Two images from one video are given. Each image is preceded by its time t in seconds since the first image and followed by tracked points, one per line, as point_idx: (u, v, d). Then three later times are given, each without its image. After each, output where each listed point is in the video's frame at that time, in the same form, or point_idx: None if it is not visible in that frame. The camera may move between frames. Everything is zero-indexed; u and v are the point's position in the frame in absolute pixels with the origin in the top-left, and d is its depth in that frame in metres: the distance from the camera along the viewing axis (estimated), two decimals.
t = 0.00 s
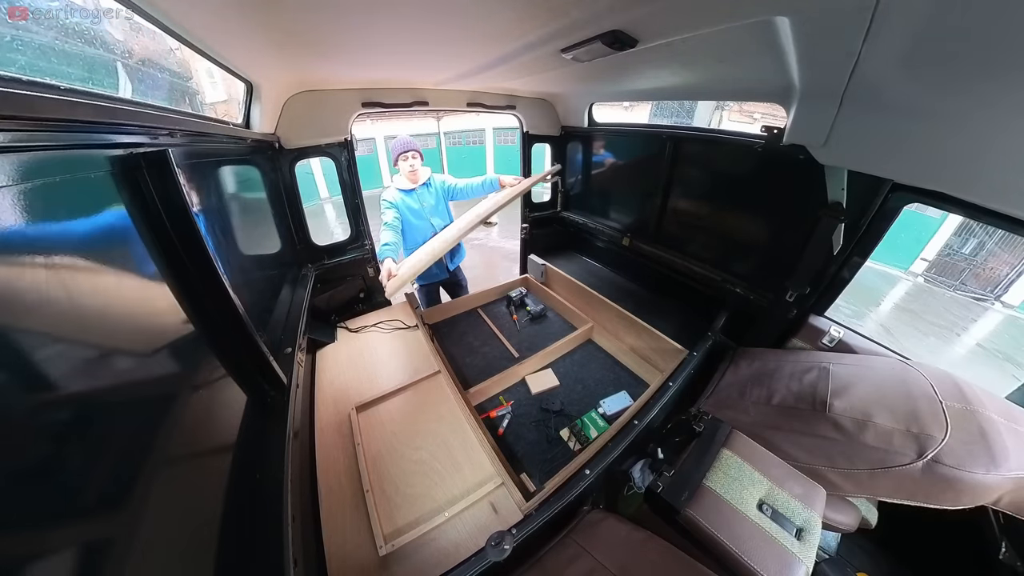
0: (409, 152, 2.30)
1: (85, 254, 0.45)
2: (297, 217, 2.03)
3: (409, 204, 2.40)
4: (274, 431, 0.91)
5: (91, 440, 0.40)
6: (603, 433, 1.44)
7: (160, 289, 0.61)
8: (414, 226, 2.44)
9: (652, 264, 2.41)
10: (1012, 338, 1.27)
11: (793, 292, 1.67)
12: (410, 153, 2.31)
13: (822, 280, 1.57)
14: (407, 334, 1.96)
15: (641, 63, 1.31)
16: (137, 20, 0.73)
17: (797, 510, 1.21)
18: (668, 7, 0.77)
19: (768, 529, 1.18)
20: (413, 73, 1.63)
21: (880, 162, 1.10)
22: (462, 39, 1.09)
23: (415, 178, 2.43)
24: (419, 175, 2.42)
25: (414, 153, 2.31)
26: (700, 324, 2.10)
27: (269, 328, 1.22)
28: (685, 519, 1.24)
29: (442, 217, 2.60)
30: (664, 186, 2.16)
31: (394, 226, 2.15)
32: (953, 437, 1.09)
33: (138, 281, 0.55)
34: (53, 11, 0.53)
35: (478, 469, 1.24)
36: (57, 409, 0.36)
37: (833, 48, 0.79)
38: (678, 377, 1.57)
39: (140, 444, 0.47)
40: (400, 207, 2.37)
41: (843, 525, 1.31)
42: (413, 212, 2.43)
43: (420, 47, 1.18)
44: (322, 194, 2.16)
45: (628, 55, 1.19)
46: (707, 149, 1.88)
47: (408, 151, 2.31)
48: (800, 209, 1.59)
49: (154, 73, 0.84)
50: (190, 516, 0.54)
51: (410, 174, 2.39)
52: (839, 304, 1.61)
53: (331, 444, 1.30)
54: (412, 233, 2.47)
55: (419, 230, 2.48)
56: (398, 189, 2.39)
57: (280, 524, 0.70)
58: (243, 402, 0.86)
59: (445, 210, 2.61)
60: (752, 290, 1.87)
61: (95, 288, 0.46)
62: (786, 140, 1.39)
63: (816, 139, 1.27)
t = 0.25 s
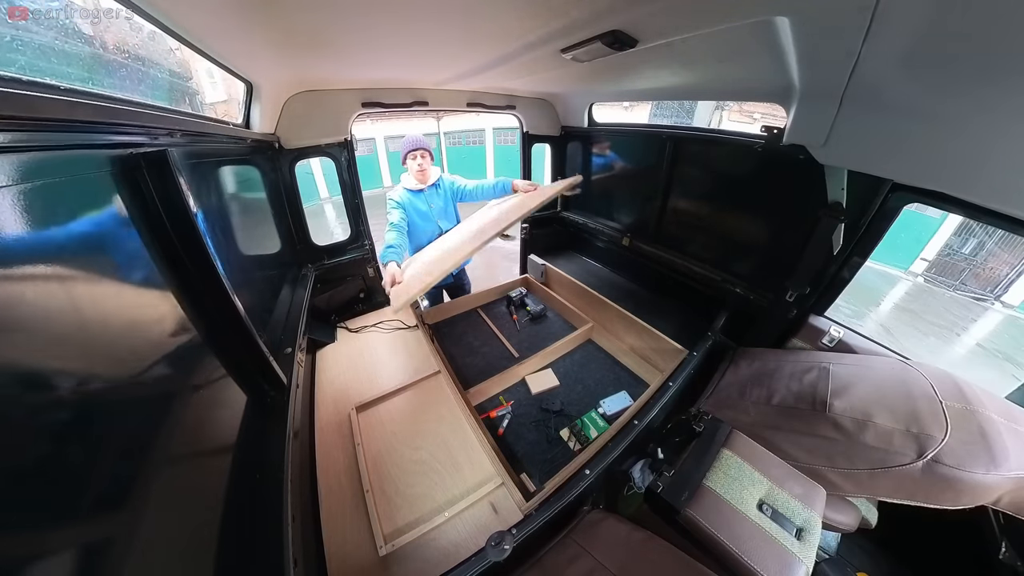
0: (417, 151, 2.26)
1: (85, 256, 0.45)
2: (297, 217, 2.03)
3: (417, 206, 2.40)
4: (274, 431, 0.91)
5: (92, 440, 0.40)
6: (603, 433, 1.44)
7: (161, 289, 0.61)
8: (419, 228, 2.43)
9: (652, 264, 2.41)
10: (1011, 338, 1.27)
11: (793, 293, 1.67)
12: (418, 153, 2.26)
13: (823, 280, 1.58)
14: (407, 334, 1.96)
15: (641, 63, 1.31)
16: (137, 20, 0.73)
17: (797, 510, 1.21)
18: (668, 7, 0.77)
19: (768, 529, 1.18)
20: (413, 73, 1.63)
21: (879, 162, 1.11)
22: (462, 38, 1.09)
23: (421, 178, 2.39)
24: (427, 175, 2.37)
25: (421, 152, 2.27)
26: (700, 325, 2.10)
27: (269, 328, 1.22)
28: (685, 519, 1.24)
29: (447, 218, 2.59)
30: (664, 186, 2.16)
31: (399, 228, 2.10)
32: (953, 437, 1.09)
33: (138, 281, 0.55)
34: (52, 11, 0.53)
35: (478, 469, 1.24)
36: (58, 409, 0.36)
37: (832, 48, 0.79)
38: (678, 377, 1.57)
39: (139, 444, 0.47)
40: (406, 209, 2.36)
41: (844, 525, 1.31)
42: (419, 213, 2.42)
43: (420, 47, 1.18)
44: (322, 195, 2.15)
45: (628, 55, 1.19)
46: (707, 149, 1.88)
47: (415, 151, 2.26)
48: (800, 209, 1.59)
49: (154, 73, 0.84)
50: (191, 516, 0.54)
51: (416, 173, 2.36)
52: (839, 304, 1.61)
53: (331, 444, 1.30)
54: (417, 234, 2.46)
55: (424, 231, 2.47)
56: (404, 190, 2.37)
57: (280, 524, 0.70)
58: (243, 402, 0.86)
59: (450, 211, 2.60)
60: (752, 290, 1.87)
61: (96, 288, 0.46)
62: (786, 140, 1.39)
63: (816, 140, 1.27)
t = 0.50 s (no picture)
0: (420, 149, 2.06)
1: (86, 256, 0.45)
2: (297, 217, 2.03)
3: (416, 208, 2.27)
4: (274, 431, 0.91)
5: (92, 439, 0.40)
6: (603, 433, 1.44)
7: (161, 289, 0.61)
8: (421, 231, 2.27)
9: (652, 264, 2.41)
10: (1011, 338, 1.27)
11: (793, 292, 1.67)
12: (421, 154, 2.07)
13: (822, 280, 1.58)
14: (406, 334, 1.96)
15: (641, 63, 1.31)
16: (137, 20, 0.73)
17: (797, 510, 1.21)
18: (668, 7, 0.77)
19: (768, 529, 1.18)
20: (413, 73, 1.63)
21: (880, 162, 1.11)
22: (462, 38, 1.09)
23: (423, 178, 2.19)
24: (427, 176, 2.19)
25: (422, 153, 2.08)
26: (700, 325, 2.10)
27: (269, 328, 1.22)
28: (685, 519, 1.24)
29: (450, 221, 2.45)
30: (664, 186, 2.16)
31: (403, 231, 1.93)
32: (953, 437, 1.09)
33: (137, 281, 0.55)
34: (52, 11, 0.53)
35: (478, 469, 1.24)
36: (59, 408, 0.36)
37: (832, 48, 0.79)
38: (678, 377, 1.57)
39: (140, 443, 0.47)
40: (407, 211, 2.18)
41: (844, 525, 1.31)
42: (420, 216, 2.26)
43: (420, 47, 1.18)
44: (322, 195, 2.15)
45: (628, 55, 1.19)
46: (707, 149, 1.88)
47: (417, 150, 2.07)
48: (800, 209, 1.59)
49: (154, 73, 0.84)
50: (192, 516, 0.54)
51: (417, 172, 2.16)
52: (839, 304, 1.61)
53: (331, 445, 1.30)
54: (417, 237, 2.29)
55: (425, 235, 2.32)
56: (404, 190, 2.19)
57: (280, 524, 0.70)
58: (243, 402, 0.86)
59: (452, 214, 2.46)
60: (752, 290, 1.87)
61: (96, 288, 0.46)
62: (786, 140, 1.39)
63: (816, 140, 1.27)
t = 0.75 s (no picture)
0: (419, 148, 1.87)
1: (86, 256, 0.45)
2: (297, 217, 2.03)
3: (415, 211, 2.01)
4: (274, 431, 0.91)
5: (95, 439, 0.40)
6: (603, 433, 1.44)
7: (161, 289, 0.61)
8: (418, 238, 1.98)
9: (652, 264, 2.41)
10: (1011, 337, 1.27)
11: (793, 292, 1.68)
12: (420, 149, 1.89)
13: (822, 280, 1.58)
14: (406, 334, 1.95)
15: (641, 63, 1.30)
16: (138, 20, 0.73)
17: (797, 510, 1.21)
18: (668, 7, 0.77)
19: (768, 529, 1.18)
20: (413, 73, 1.63)
21: (879, 162, 1.11)
22: (461, 38, 1.09)
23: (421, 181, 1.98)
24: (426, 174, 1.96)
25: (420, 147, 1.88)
26: (700, 325, 2.10)
27: (269, 328, 1.22)
28: (685, 519, 1.24)
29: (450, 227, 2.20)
30: (664, 186, 2.16)
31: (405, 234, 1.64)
32: (953, 437, 1.09)
33: (137, 280, 0.55)
34: (52, 11, 0.53)
35: (478, 469, 1.24)
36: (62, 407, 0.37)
37: (832, 48, 0.79)
38: (678, 377, 1.57)
39: (140, 442, 0.47)
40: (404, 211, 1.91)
41: (844, 525, 1.31)
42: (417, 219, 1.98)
43: (419, 47, 1.18)
44: (321, 195, 2.15)
45: (628, 55, 1.19)
46: (707, 149, 1.88)
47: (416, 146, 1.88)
48: (799, 209, 1.59)
49: (154, 73, 0.84)
50: (192, 515, 0.54)
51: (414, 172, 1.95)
52: (839, 304, 1.61)
53: (331, 445, 1.30)
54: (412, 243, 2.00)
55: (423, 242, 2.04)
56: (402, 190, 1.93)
57: (279, 524, 0.70)
58: (243, 402, 0.86)
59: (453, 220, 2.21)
60: (752, 290, 1.87)
61: (95, 287, 0.46)
62: (786, 140, 1.39)
63: (816, 140, 1.27)
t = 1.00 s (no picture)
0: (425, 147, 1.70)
1: (86, 256, 0.45)
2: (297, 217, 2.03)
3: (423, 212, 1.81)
4: (274, 431, 0.91)
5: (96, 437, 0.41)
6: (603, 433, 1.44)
7: (161, 289, 0.61)
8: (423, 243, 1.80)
9: (652, 264, 2.41)
10: (1011, 337, 1.27)
11: (793, 292, 1.68)
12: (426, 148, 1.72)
13: (822, 280, 1.58)
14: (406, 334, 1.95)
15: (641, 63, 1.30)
16: (138, 20, 0.73)
17: (797, 510, 1.21)
18: (668, 7, 0.77)
19: (768, 529, 1.18)
20: (413, 73, 1.63)
21: (879, 161, 1.11)
22: (461, 38, 1.09)
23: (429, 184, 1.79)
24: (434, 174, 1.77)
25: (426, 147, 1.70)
26: (700, 325, 2.10)
27: (269, 328, 1.22)
28: (685, 519, 1.24)
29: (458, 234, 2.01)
30: (664, 186, 2.16)
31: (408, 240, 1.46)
32: (953, 437, 1.09)
33: (139, 281, 0.55)
34: (52, 11, 0.53)
35: (478, 469, 1.24)
36: (64, 406, 0.37)
37: (832, 48, 0.79)
38: (678, 377, 1.57)
39: (140, 442, 0.48)
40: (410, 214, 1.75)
41: (844, 525, 1.31)
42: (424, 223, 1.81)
43: (419, 47, 1.18)
44: (321, 195, 2.15)
45: (628, 55, 1.19)
46: (707, 149, 1.88)
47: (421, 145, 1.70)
48: (799, 209, 1.59)
49: (154, 73, 0.84)
50: (192, 515, 0.54)
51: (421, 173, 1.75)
52: (839, 304, 1.61)
53: (331, 445, 1.30)
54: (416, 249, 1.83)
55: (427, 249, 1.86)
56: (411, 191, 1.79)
57: (279, 524, 0.70)
58: (243, 402, 0.86)
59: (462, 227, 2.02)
60: (752, 290, 1.87)
61: (97, 287, 0.46)
62: (786, 140, 1.39)
63: (816, 140, 1.27)
